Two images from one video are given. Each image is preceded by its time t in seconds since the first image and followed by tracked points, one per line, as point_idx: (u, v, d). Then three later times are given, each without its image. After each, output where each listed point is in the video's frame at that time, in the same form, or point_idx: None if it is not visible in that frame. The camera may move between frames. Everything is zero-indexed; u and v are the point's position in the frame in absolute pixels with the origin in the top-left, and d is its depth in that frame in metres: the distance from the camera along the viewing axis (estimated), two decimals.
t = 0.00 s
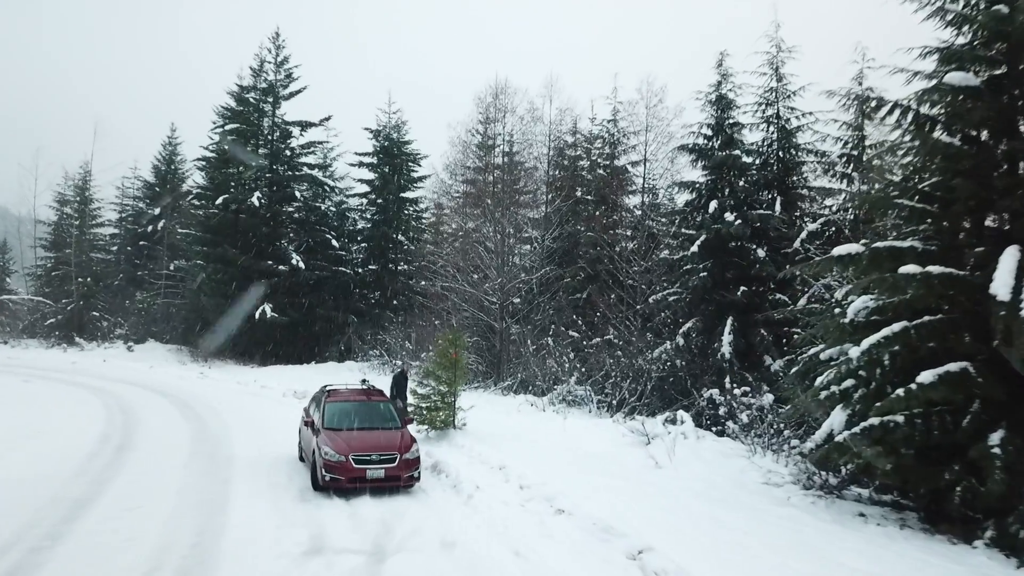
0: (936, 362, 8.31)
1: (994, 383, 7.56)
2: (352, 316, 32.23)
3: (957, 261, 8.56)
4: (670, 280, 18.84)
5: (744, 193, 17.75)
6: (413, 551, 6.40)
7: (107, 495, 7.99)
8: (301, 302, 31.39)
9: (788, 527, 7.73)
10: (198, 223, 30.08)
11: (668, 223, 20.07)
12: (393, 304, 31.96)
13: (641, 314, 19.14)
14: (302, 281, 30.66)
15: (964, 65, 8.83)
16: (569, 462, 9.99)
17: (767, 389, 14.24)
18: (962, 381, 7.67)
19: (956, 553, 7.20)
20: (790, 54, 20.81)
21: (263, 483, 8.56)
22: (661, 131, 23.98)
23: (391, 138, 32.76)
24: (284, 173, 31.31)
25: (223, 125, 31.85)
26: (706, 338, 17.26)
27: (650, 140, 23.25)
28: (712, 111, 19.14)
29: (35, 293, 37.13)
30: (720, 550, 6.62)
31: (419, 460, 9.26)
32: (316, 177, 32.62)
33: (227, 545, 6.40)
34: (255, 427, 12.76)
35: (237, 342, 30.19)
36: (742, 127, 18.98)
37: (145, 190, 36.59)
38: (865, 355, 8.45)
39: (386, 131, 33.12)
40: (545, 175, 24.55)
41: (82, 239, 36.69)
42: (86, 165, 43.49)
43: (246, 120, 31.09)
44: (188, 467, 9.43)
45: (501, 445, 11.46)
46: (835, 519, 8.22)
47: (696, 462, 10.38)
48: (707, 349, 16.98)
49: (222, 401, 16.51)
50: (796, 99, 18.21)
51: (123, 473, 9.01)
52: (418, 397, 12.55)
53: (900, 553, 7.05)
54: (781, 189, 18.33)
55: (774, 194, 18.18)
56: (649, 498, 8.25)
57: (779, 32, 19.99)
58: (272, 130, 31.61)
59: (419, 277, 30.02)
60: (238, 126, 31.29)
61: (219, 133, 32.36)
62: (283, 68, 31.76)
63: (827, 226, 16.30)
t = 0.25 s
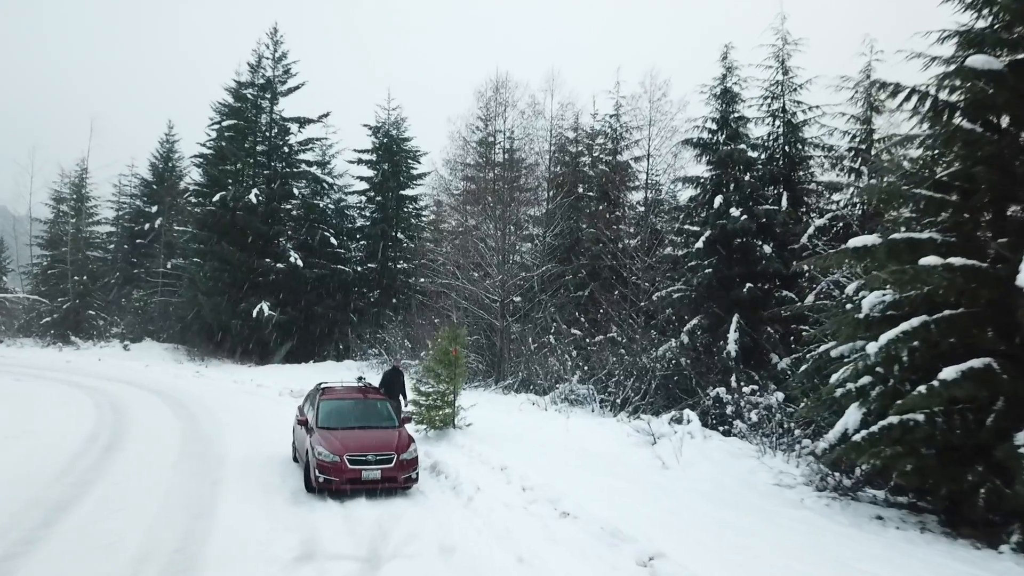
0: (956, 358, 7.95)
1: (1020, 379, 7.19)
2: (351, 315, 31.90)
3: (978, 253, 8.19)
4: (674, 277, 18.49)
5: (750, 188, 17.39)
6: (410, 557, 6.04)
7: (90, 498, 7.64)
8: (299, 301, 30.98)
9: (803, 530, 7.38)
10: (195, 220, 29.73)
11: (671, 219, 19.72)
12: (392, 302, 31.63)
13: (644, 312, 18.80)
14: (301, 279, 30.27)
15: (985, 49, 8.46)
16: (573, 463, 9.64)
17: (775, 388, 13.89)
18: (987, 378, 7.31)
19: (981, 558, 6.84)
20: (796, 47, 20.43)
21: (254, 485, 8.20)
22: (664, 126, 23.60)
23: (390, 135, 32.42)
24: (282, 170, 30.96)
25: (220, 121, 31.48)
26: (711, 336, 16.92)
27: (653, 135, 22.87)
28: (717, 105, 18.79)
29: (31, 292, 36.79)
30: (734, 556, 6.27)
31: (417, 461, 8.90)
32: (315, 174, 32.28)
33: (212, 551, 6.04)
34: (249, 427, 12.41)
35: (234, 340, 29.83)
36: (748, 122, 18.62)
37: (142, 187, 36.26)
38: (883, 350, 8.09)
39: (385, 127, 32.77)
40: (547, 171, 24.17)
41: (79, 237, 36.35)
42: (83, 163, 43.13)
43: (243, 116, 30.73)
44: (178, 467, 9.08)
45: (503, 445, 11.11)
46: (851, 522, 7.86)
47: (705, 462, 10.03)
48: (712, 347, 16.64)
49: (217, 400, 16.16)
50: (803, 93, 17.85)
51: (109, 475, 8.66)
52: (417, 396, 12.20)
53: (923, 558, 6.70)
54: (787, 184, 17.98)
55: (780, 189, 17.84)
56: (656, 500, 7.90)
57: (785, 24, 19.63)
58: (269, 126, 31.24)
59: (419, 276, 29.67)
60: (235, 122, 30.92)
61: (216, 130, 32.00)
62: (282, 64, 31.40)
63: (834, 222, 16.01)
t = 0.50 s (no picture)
0: (979, 354, 7.60)
1: None
2: (349, 314, 31.57)
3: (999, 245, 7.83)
4: (678, 273, 18.14)
5: (755, 182, 17.05)
6: (407, 563, 5.69)
7: (72, 500, 7.29)
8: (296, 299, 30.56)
9: (820, 533, 7.02)
10: (192, 217, 29.37)
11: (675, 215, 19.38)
12: (391, 301, 31.30)
13: (647, 309, 18.45)
14: (299, 277, 29.87)
15: (1007, 32, 8.09)
16: (578, 463, 9.30)
17: (783, 386, 13.56)
18: (1012, 373, 6.96)
19: (1010, 563, 6.48)
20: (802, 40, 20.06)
21: (245, 486, 7.86)
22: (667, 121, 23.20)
23: (390, 132, 32.10)
24: (280, 167, 30.61)
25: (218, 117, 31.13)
26: (717, 332, 16.58)
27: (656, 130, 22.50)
28: (722, 99, 18.44)
29: (27, 290, 36.40)
30: (749, 562, 5.91)
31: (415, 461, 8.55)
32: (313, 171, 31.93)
33: (196, 556, 5.70)
34: (244, 425, 12.08)
35: (231, 339, 29.48)
36: (753, 115, 18.27)
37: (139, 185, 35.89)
38: (902, 345, 7.72)
39: (384, 124, 32.44)
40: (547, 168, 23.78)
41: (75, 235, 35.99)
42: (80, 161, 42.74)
43: (241, 113, 30.37)
44: (166, 468, 8.72)
45: (504, 445, 10.77)
46: (870, 525, 7.51)
47: (713, 462, 9.69)
48: (717, 344, 16.31)
49: (211, 398, 15.80)
50: (809, 86, 17.49)
51: (94, 475, 8.32)
52: (417, 394, 11.85)
53: (949, 563, 6.33)
54: (793, 179, 17.62)
55: (786, 183, 17.49)
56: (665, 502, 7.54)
57: (791, 16, 19.28)
58: (267, 123, 30.90)
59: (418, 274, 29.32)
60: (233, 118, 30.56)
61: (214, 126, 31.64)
62: (280, 60, 31.05)
63: (840, 215, 15.68)
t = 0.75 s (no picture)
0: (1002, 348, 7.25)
1: None
2: (348, 312, 31.27)
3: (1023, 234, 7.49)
4: (682, 270, 17.81)
5: (761, 177, 16.70)
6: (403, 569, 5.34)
7: (52, 502, 6.95)
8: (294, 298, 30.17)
9: (838, 537, 6.68)
10: (188, 215, 29.04)
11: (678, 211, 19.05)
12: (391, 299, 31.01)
13: (651, 306, 18.14)
14: (297, 275, 29.51)
15: None
16: (582, 463, 8.97)
17: (791, 384, 13.23)
18: None
19: None
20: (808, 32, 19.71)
21: (234, 487, 7.51)
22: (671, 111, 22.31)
23: (389, 128, 31.78)
24: (277, 163, 30.27)
25: (215, 113, 30.77)
26: (722, 330, 16.25)
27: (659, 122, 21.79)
28: (727, 92, 18.10)
29: (22, 289, 36.06)
30: (766, 569, 5.56)
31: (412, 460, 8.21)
32: (311, 168, 31.60)
33: (179, 562, 5.36)
34: (237, 424, 11.73)
35: (229, 337, 29.14)
36: (759, 109, 17.92)
37: (136, 182, 35.56)
38: (923, 340, 7.33)
39: (384, 121, 32.15)
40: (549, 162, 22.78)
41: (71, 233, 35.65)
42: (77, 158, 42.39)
43: (238, 109, 30.02)
44: (153, 468, 8.38)
45: (505, 444, 10.43)
46: (888, 528, 7.17)
47: (722, 461, 9.35)
48: (723, 342, 15.98)
49: (206, 397, 15.47)
50: (816, 78, 17.15)
51: (78, 475, 7.97)
52: (415, 391, 11.53)
53: (976, 567, 6.00)
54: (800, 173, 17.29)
55: (793, 178, 17.16)
56: (674, 503, 7.20)
57: (797, 8, 18.94)
58: (265, 119, 30.55)
59: (418, 271, 29.01)
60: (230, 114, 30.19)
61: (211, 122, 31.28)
62: (277, 55, 30.69)
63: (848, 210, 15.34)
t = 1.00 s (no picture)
0: None
1: None
2: (347, 310, 30.94)
3: None
4: (686, 267, 17.48)
5: (768, 171, 16.37)
6: None
7: (30, 504, 6.60)
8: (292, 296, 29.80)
9: (858, 542, 6.34)
10: (185, 212, 28.69)
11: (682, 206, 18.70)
12: (389, 297, 30.68)
13: (654, 304, 17.81)
14: (294, 273, 29.16)
15: None
16: (587, 463, 8.64)
17: (799, 382, 12.89)
18: None
19: None
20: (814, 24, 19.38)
21: (223, 488, 7.18)
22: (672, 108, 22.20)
23: (388, 125, 31.48)
24: (275, 161, 29.93)
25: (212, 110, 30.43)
26: (727, 327, 15.91)
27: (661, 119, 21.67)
28: (731, 85, 17.77)
29: (18, 287, 35.70)
30: None
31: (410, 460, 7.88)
32: (310, 165, 31.27)
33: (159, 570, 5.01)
34: (230, 424, 11.39)
35: (226, 336, 28.78)
36: (764, 102, 17.59)
37: (133, 179, 35.22)
38: (945, 334, 6.98)
39: (382, 117, 31.82)
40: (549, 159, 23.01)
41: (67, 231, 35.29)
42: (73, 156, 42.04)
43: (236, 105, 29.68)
44: (140, 468, 8.06)
45: (506, 443, 10.08)
46: (909, 532, 6.83)
47: (731, 462, 9.01)
48: (729, 339, 15.63)
49: (200, 396, 15.12)
50: (823, 71, 16.82)
51: (60, 477, 7.63)
52: (413, 390, 11.21)
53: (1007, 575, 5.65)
54: (806, 168, 16.95)
55: (799, 173, 16.82)
56: (685, 506, 6.86)
57: None
58: (263, 115, 30.21)
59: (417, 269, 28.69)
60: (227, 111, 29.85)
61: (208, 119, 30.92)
62: (275, 51, 30.36)
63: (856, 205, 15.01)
